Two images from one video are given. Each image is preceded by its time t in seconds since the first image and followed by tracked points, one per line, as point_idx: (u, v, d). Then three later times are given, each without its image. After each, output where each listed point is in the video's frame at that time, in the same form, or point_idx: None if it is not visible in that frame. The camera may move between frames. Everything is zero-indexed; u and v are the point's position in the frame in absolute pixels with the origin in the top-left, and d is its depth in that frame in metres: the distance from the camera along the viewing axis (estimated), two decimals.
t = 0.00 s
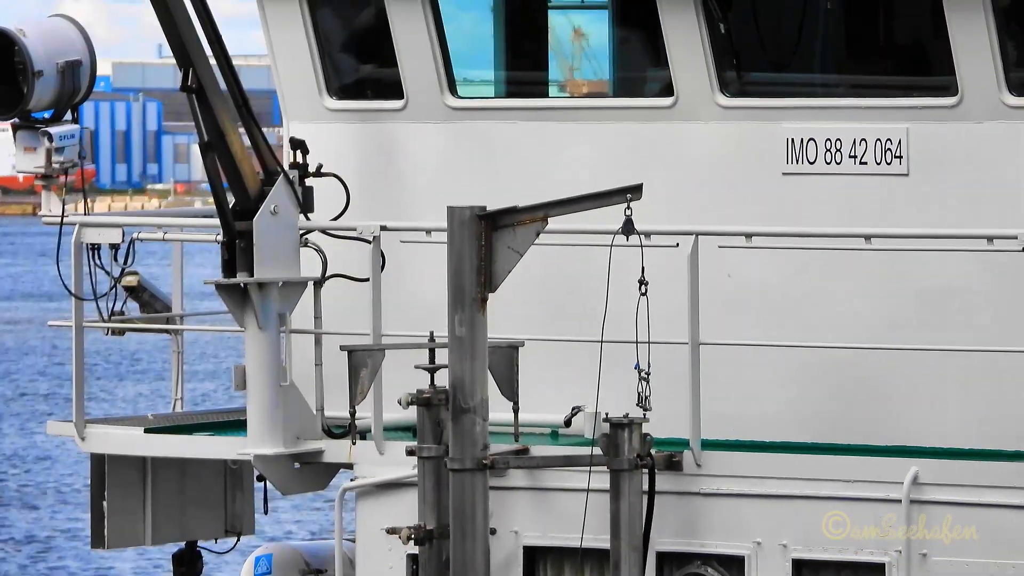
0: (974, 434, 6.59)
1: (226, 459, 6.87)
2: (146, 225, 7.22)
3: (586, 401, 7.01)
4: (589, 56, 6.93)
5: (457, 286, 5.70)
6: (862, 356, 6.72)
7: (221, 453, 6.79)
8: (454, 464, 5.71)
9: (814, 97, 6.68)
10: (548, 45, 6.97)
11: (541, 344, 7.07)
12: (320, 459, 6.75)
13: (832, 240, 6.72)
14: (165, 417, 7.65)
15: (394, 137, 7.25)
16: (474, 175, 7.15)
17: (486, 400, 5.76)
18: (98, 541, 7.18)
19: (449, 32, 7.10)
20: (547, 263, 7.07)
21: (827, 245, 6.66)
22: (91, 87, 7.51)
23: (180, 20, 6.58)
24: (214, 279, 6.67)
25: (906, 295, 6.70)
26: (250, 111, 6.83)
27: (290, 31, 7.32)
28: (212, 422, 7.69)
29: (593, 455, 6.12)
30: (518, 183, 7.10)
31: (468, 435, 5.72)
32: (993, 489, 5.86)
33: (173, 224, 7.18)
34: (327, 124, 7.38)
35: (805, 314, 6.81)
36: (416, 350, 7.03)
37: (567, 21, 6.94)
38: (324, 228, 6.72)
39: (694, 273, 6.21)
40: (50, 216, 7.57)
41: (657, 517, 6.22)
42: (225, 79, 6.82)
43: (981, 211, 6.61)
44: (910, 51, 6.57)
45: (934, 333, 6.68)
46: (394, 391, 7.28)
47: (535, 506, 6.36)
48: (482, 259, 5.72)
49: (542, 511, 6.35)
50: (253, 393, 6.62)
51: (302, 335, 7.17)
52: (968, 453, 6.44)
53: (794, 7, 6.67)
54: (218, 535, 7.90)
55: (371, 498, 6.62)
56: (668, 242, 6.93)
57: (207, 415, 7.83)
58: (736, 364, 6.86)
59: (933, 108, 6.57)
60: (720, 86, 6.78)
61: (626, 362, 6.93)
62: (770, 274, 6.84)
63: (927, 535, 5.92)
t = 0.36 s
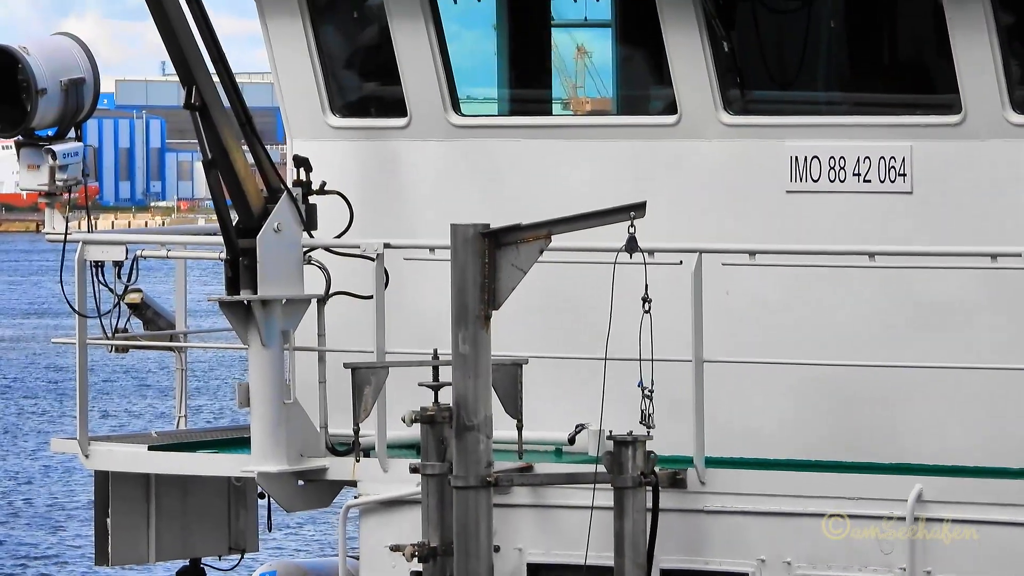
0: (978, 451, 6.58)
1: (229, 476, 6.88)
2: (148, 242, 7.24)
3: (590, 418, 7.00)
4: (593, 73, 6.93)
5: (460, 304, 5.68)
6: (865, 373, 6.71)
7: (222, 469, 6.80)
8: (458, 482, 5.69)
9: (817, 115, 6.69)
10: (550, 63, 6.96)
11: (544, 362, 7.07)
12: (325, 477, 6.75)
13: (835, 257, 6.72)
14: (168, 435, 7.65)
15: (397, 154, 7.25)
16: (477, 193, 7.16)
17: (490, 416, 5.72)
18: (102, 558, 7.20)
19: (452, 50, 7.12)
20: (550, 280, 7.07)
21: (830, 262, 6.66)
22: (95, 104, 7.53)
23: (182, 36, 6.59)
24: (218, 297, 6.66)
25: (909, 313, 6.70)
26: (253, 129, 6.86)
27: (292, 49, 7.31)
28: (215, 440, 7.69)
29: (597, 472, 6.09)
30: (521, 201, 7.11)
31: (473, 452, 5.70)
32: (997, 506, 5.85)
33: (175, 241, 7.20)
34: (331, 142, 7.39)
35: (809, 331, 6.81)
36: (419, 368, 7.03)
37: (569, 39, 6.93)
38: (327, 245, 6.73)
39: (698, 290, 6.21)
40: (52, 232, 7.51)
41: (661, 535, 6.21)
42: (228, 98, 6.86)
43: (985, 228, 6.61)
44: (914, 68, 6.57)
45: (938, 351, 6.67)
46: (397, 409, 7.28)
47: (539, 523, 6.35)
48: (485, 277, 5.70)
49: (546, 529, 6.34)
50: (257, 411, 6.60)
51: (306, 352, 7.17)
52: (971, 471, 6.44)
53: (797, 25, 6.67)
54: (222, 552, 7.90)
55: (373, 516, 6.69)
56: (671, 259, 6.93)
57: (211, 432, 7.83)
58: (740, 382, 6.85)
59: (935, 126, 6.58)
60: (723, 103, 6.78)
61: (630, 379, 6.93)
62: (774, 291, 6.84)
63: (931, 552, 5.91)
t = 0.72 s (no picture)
0: (986, 472, 6.57)
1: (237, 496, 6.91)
2: (155, 262, 7.25)
3: (597, 437, 7.00)
4: (599, 93, 6.94)
5: (467, 324, 5.66)
6: (872, 393, 6.71)
7: (227, 488, 6.81)
8: (464, 501, 5.69)
9: (824, 135, 6.70)
10: (557, 82, 6.99)
11: (551, 381, 7.07)
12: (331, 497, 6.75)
13: (842, 277, 6.73)
14: (175, 455, 7.66)
15: (404, 174, 7.26)
16: (484, 213, 7.17)
17: (497, 436, 5.72)
18: None
19: (459, 69, 7.13)
20: (556, 300, 7.08)
21: (837, 282, 6.67)
22: (102, 124, 7.57)
23: (189, 56, 6.59)
24: (225, 316, 6.67)
25: (916, 333, 6.70)
26: (260, 148, 6.86)
27: (301, 68, 7.34)
28: (222, 459, 7.69)
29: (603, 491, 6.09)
30: (527, 220, 7.12)
31: (479, 472, 5.70)
32: (1004, 527, 5.84)
33: (181, 261, 7.21)
34: (337, 162, 7.40)
35: (815, 351, 6.81)
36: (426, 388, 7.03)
37: (577, 58, 6.95)
38: (334, 265, 6.72)
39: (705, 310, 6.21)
40: (59, 251, 7.56)
41: (666, 554, 6.19)
42: (236, 116, 6.84)
43: (992, 248, 6.61)
44: (921, 88, 6.57)
45: (945, 371, 6.67)
46: (404, 429, 7.28)
47: (545, 543, 6.34)
48: (492, 296, 5.67)
49: (553, 549, 6.33)
50: (264, 431, 6.62)
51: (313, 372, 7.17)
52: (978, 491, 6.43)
53: (804, 45, 6.68)
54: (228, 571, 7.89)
55: (379, 536, 6.68)
56: (678, 279, 6.94)
57: (218, 452, 7.84)
58: (746, 401, 6.85)
59: (942, 146, 6.59)
60: (730, 123, 6.81)
61: (637, 399, 6.93)
62: (781, 311, 6.84)
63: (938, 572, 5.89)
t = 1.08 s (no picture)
0: (995, 491, 6.56)
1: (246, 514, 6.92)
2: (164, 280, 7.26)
3: (606, 456, 7.00)
4: (609, 110, 6.96)
5: (476, 341, 5.65)
6: (881, 412, 6.70)
7: (237, 508, 6.81)
8: (473, 519, 5.66)
9: (834, 152, 6.71)
10: (566, 100, 7.01)
11: (560, 399, 7.07)
12: (340, 515, 6.74)
13: (851, 296, 6.72)
14: (184, 472, 7.66)
15: (412, 193, 7.26)
16: (492, 232, 7.16)
17: (506, 454, 5.69)
18: None
19: (469, 87, 7.15)
20: (565, 319, 7.08)
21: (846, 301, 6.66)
22: (111, 142, 7.50)
23: (199, 75, 6.62)
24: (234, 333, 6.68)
25: (925, 352, 6.68)
26: (269, 167, 6.86)
27: (310, 86, 7.35)
28: (230, 477, 7.69)
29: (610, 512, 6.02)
30: (535, 239, 7.12)
31: (488, 490, 5.67)
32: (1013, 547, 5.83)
33: (191, 279, 7.22)
34: (345, 179, 7.39)
35: (825, 370, 6.80)
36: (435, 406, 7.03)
37: (586, 76, 6.98)
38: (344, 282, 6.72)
39: (713, 329, 6.22)
40: (68, 269, 7.48)
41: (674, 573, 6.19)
42: (245, 133, 6.86)
43: (1001, 267, 6.60)
44: (929, 105, 6.60)
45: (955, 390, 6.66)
46: (413, 447, 7.28)
47: (554, 562, 6.33)
48: (501, 314, 5.67)
49: (562, 567, 6.32)
50: (272, 449, 6.62)
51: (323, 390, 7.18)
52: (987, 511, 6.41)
53: (814, 63, 6.70)
54: None
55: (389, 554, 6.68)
56: (687, 298, 6.93)
57: (227, 470, 7.84)
58: (755, 420, 6.84)
59: (951, 165, 6.60)
60: (740, 142, 6.80)
61: (646, 417, 6.93)
62: (790, 330, 6.83)
63: None
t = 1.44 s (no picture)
0: (1010, 508, 6.56)
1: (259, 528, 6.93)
2: (177, 295, 7.28)
3: (619, 471, 7.01)
4: (622, 127, 6.97)
5: (489, 357, 5.64)
6: (895, 429, 6.70)
7: (252, 523, 6.82)
8: (485, 535, 5.69)
9: (847, 168, 6.73)
10: (580, 116, 7.03)
11: (573, 415, 7.08)
12: (355, 530, 6.74)
13: (865, 312, 6.72)
14: (198, 487, 7.68)
15: (425, 209, 7.24)
16: (505, 247, 7.16)
17: (519, 470, 5.71)
18: None
19: (482, 103, 7.16)
20: (578, 335, 7.09)
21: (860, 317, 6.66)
22: (125, 156, 7.46)
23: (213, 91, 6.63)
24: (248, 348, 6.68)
25: (940, 368, 6.68)
26: (283, 181, 6.93)
27: (323, 101, 7.34)
28: (244, 492, 7.70)
29: (624, 527, 5.97)
30: (549, 254, 7.12)
31: (501, 505, 5.70)
32: None
33: (204, 294, 7.24)
34: (358, 196, 7.38)
35: (838, 387, 6.80)
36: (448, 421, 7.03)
37: (599, 93, 6.99)
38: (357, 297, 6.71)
39: (728, 345, 6.23)
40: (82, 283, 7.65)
41: None
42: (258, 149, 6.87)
43: (1015, 284, 6.61)
44: (942, 123, 6.62)
45: (969, 407, 6.66)
46: (426, 463, 7.28)
47: None
48: (514, 330, 5.63)
49: None
50: (286, 464, 6.65)
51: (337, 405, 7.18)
52: (1002, 527, 6.41)
53: (827, 79, 6.71)
54: None
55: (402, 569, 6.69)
56: (700, 314, 6.94)
57: (240, 484, 7.86)
58: (769, 437, 6.83)
59: (965, 181, 6.61)
60: (753, 158, 6.81)
61: (659, 433, 6.94)
62: (804, 346, 6.83)
63: None
